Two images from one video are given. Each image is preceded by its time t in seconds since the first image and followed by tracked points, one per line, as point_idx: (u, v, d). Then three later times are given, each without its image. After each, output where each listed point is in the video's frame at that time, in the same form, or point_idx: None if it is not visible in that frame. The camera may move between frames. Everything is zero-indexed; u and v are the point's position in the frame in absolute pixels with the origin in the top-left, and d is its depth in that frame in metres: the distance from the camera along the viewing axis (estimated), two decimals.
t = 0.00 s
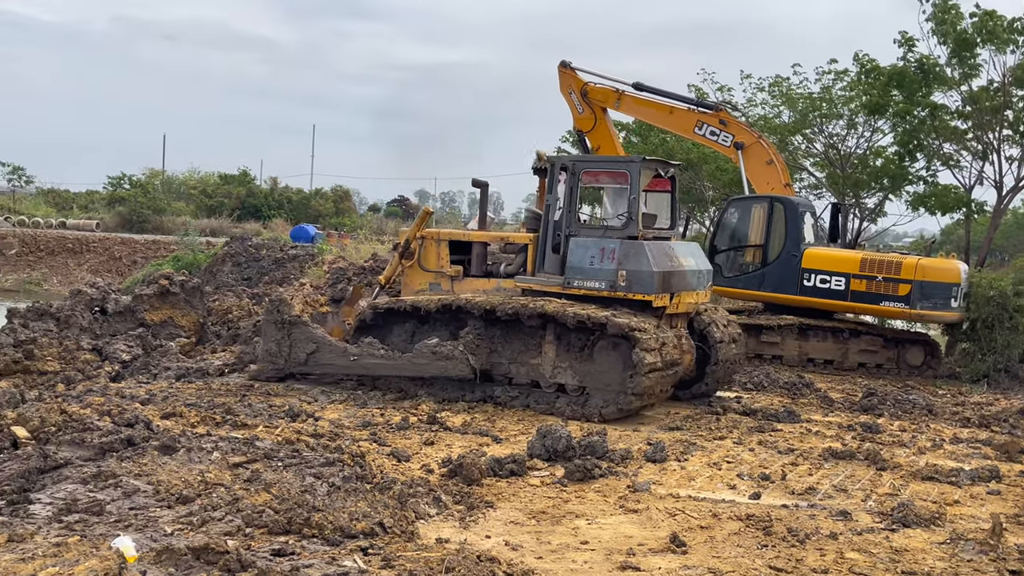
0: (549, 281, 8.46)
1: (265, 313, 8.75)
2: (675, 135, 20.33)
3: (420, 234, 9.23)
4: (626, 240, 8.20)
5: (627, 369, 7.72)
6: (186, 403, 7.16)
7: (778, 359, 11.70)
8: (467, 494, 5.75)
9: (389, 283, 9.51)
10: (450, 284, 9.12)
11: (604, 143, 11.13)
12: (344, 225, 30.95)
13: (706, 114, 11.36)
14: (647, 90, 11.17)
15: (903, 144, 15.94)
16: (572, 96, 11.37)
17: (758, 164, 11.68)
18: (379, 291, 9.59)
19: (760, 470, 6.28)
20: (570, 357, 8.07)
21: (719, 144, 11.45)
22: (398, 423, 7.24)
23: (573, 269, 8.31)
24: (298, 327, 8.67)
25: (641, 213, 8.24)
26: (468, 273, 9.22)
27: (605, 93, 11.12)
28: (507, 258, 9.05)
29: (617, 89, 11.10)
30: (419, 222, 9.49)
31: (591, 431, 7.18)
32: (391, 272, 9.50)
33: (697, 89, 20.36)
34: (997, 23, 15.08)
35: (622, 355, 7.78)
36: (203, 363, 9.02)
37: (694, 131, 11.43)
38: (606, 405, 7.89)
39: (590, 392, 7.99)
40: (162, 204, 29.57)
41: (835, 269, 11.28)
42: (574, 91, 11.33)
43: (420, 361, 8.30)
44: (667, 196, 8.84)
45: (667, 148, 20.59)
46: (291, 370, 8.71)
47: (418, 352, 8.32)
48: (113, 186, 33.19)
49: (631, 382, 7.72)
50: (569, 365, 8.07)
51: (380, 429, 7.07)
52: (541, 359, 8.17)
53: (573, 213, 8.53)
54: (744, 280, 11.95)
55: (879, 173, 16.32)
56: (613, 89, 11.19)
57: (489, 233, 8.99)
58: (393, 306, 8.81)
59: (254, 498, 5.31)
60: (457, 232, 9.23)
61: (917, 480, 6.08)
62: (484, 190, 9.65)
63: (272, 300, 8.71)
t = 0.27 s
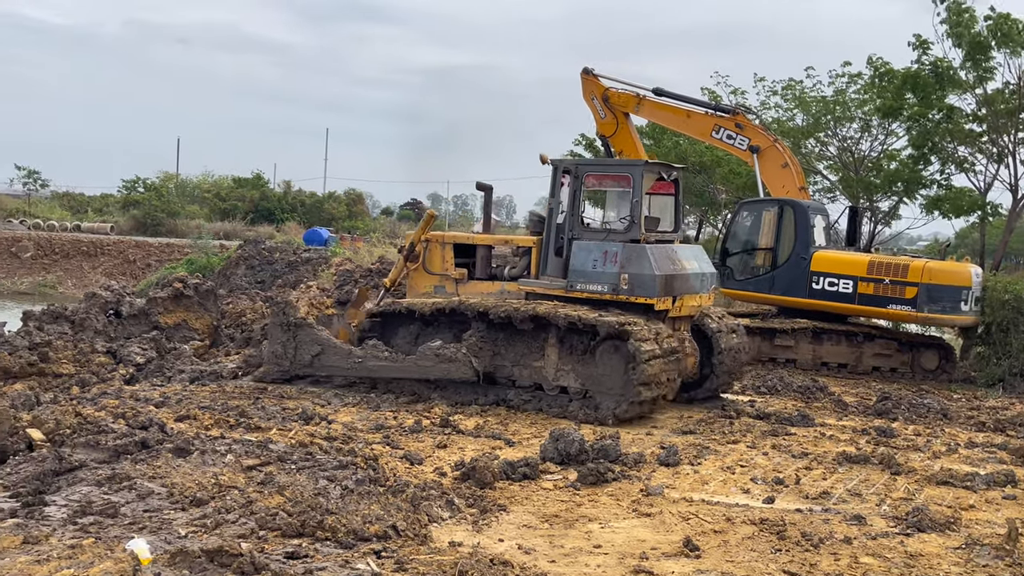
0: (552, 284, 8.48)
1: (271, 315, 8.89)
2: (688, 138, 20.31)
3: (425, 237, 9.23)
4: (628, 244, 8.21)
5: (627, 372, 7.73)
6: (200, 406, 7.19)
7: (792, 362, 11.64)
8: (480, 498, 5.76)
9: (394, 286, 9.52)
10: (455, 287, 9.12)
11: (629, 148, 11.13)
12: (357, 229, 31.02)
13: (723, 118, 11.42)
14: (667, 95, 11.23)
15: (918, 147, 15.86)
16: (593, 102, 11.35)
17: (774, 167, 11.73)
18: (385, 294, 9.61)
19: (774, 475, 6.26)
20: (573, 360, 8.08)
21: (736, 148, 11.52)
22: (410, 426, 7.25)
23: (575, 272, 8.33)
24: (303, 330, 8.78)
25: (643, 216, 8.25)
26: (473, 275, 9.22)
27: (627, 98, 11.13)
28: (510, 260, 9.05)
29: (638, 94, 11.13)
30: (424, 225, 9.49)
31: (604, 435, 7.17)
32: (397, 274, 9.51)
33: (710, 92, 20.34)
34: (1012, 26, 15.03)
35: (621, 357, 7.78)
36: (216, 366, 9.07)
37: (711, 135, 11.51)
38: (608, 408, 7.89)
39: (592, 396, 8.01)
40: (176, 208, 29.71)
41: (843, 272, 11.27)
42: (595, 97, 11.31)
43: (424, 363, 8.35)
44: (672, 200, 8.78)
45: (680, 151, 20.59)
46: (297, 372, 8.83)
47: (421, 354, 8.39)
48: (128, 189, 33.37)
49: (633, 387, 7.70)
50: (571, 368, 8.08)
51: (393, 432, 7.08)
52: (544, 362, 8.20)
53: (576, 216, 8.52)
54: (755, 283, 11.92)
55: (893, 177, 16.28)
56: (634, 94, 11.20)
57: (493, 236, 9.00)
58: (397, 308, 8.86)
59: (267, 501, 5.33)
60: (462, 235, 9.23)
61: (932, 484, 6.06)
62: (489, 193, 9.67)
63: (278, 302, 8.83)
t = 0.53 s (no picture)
0: (554, 285, 8.50)
1: (276, 317, 8.92)
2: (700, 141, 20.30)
3: (429, 239, 9.26)
4: (630, 245, 8.23)
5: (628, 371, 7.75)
6: (213, 408, 7.23)
7: (804, 366, 11.66)
8: (492, 500, 5.76)
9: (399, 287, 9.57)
10: (458, 289, 9.14)
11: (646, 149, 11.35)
12: (369, 232, 31.07)
13: (738, 121, 11.66)
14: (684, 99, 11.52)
15: (931, 149, 15.85)
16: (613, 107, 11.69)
17: (787, 170, 11.85)
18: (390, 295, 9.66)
19: (786, 478, 6.25)
20: (574, 361, 8.12)
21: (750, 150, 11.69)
22: (422, 428, 7.27)
23: (577, 274, 8.35)
24: (307, 331, 8.81)
25: (645, 218, 8.27)
26: (476, 277, 9.24)
27: (645, 101, 11.43)
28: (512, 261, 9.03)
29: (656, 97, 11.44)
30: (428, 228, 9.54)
31: (616, 438, 7.17)
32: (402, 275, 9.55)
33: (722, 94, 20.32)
34: None
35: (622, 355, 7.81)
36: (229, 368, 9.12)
37: (726, 138, 11.74)
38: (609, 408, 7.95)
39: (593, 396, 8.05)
40: (189, 210, 29.82)
41: (851, 273, 11.23)
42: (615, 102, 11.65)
43: (426, 364, 8.38)
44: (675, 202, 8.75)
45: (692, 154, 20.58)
46: (301, 373, 8.85)
47: (424, 355, 8.41)
48: (141, 192, 33.53)
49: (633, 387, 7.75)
50: (573, 369, 8.13)
51: (405, 434, 7.09)
52: (546, 363, 8.24)
53: (578, 217, 8.52)
54: (765, 285, 11.88)
55: (906, 181, 16.25)
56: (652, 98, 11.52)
57: (497, 238, 9.02)
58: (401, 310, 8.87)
59: (279, 503, 5.34)
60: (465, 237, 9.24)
61: (946, 488, 6.04)
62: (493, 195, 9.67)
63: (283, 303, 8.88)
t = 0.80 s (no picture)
0: (554, 287, 8.51)
1: (278, 319, 8.96)
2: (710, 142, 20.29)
3: (431, 240, 9.29)
4: (630, 246, 8.23)
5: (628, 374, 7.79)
6: (223, 410, 7.25)
7: (815, 367, 11.65)
8: (502, 502, 5.77)
9: (402, 289, 9.61)
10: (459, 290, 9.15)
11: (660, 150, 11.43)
12: (379, 234, 31.10)
13: (750, 124, 11.73)
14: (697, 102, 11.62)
15: (942, 151, 15.84)
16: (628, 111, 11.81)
17: (798, 171, 11.84)
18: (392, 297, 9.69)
19: (796, 480, 6.24)
20: (574, 362, 8.15)
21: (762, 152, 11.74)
22: (432, 430, 7.28)
23: (577, 275, 8.36)
24: (309, 333, 8.85)
25: (644, 220, 8.25)
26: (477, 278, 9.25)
27: (659, 104, 11.54)
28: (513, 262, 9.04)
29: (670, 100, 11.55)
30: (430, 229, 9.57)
31: (626, 440, 7.17)
32: (404, 277, 9.62)
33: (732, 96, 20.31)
34: None
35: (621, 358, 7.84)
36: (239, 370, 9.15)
37: (739, 140, 11.81)
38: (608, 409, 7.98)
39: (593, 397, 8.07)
40: (199, 212, 29.91)
41: (858, 275, 11.18)
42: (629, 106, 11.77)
43: (427, 365, 8.40)
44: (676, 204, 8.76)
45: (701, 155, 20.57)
46: (303, 375, 8.88)
47: (424, 357, 8.43)
48: (152, 194, 33.66)
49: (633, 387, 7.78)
50: (573, 370, 8.15)
51: (415, 435, 7.11)
52: (546, 364, 8.27)
53: (578, 218, 8.51)
54: (774, 287, 11.89)
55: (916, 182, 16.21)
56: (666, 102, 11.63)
57: (498, 239, 9.01)
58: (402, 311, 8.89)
59: (290, 504, 5.35)
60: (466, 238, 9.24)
61: (957, 490, 6.02)
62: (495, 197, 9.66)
63: (285, 304, 8.93)
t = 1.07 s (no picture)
0: (552, 288, 8.48)
1: (278, 320, 8.99)
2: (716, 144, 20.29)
3: (431, 241, 9.32)
4: (627, 248, 8.19)
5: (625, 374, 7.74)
6: (230, 411, 7.27)
7: (822, 369, 11.63)
8: (509, 503, 5.78)
9: (401, 289, 9.62)
10: (459, 290, 9.18)
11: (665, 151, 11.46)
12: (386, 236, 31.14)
13: (758, 125, 11.69)
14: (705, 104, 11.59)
15: (949, 151, 15.83)
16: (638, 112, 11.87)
17: (806, 172, 11.79)
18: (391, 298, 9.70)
19: (804, 482, 6.24)
20: (571, 363, 8.19)
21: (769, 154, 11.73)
22: (439, 432, 7.29)
23: (575, 277, 8.33)
24: (309, 334, 8.88)
25: (642, 222, 8.23)
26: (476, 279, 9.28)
27: (667, 106, 11.55)
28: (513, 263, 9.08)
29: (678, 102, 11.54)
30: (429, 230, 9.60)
31: (633, 441, 7.16)
32: (404, 278, 9.62)
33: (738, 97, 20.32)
34: None
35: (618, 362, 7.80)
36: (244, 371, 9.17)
37: (746, 141, 11.79)
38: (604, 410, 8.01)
39: (590, 398, 8.10)
40: (207, 214, 29.98)
41: (865, 277, 11.17)
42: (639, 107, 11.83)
43: (425, 366, 8.43)
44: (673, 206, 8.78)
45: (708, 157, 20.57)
46: (302, 375, 8.90)
47: (423, 357, 8.46)
48: (159, 195, 33.76)
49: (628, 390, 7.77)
50: (570, 371, 8.20)
51: (421, 437, 7.11)
52: (543, 365, 8.31)
53: (577, 220, 8.50)
54: (781, 288, 11.89)
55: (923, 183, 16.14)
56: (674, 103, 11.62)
57: (498, 240, 9.05)
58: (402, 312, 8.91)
59: (297, 506, 5.36)
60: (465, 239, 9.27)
61: (965, 492, 6.01)
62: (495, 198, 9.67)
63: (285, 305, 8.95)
